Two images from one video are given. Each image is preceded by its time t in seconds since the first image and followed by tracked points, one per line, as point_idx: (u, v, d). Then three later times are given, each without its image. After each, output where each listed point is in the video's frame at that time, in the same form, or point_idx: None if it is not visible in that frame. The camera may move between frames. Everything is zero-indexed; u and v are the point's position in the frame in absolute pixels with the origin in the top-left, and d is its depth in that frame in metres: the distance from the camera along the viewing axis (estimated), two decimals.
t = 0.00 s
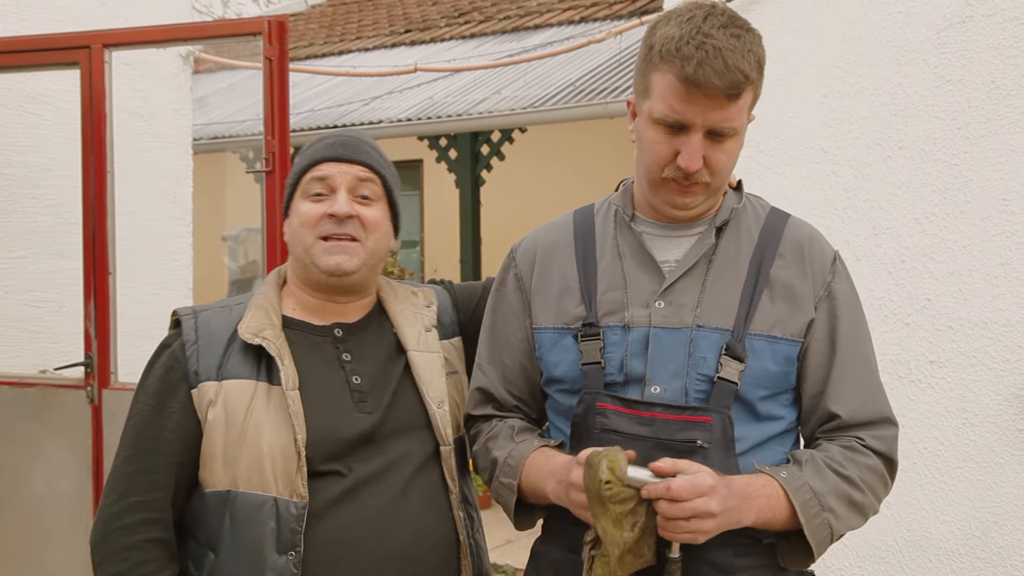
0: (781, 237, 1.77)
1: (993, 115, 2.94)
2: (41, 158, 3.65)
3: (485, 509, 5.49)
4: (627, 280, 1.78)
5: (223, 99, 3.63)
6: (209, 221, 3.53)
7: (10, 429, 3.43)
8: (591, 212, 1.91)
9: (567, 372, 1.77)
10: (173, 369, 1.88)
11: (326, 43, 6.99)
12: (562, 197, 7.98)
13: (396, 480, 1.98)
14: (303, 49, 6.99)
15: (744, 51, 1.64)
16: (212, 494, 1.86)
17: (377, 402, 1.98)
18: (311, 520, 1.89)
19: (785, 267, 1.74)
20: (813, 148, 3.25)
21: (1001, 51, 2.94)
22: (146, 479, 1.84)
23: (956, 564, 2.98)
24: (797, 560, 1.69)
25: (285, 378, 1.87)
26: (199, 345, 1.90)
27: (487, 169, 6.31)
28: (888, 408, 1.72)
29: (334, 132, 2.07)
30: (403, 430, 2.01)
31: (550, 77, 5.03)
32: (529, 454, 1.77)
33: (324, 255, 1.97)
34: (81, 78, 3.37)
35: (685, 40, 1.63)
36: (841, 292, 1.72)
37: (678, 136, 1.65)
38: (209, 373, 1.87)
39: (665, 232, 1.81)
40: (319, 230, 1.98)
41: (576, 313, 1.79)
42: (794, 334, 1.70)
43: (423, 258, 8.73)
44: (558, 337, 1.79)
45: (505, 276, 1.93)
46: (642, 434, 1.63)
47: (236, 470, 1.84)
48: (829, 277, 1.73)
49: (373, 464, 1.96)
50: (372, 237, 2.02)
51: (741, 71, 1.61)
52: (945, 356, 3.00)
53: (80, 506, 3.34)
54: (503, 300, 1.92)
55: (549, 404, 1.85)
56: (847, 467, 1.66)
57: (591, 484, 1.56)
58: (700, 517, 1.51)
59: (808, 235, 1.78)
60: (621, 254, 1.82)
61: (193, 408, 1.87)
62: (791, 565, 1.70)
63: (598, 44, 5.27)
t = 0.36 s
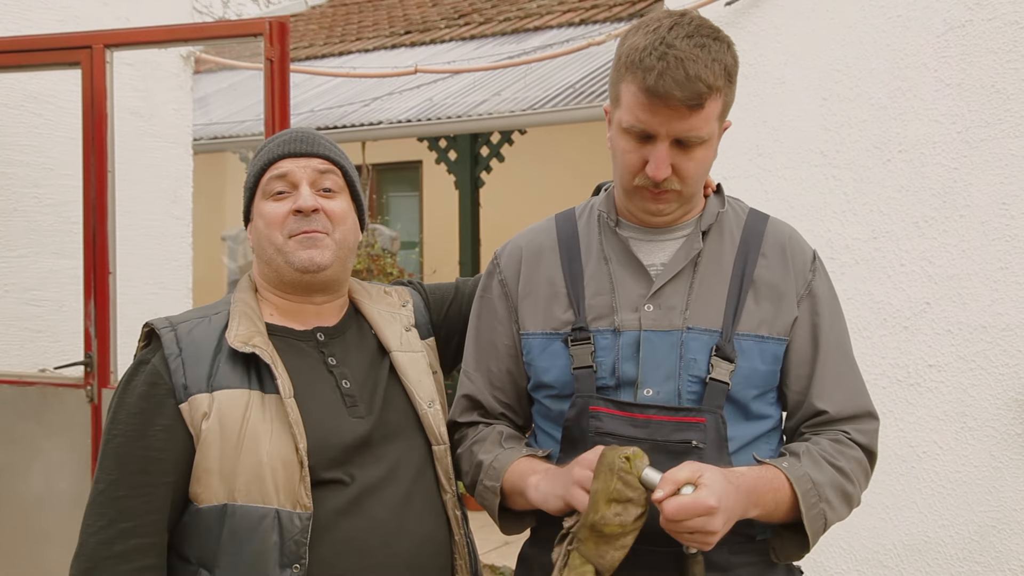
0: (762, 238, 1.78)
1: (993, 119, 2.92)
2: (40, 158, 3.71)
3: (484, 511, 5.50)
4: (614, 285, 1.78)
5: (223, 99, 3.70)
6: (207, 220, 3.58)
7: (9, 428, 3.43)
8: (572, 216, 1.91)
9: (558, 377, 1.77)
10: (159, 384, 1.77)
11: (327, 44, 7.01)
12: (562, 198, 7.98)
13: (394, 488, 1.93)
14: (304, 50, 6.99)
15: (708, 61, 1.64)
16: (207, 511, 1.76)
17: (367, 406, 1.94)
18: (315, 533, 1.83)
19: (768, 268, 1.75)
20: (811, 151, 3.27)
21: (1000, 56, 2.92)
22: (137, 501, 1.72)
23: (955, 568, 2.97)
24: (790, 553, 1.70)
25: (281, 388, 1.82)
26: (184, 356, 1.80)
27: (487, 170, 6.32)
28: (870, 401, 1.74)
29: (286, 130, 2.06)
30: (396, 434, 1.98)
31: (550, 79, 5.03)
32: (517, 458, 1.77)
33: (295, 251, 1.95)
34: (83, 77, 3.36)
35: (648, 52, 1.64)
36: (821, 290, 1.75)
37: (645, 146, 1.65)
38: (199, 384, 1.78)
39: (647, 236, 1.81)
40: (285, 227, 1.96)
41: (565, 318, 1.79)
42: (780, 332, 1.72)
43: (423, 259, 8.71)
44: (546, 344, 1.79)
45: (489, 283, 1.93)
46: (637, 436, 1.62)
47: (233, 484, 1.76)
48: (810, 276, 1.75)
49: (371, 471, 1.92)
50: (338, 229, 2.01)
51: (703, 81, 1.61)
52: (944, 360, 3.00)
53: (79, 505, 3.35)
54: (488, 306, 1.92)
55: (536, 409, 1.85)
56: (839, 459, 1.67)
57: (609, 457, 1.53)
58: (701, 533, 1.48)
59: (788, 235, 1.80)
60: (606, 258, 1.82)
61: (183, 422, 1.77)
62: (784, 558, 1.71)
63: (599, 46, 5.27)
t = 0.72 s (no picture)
0: (763, 240, 1.79)
1: (995, 121, 2.93)
2: (41, 161, 3.72)
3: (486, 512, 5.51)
4: (615, 287, 1.79)
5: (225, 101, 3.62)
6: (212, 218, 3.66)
7: (13, 429, 3.45)
8: (577, 216, 1.91)
9: (559, 377, 1.78)
10: (156, 398, 1.73)
11: (330, 46, 7.02)
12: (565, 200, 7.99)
13: (394, 502, 1.93)
14: (307, 52, 7.01)
15: (708, 62, 1.65)
16: (207, 527, 1.75)
17: (368, 418, 1.94)
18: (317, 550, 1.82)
19: (769, 270, 1.76)
20: (813, 153, 3.28)
21: (1003, 58, 2.92)
22: (132, 518, 1.69)
23: (956, 570, 2.97)
24: (783, 557, 1.70)
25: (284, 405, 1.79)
26: (182, 369, 1.77)
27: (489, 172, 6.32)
28: (865, 405, 1.74)
29: (282, 125, 2.02)
30: (395, 445, 1.97)
31: (553, 81, 5.04)
32: (518, 446, 1.78)
33: (292, 254, 1.93)
34: (87, 80, 3.36)
35: (648, 52, 1.65)
36: (821, 294, 1.75)
37: (645, 146, 1.66)
38: (198, 400, 1.75)
39: (650, 238, 1.81)
40: (282, 228, 1.94)
41: (566, 319, 1.80)
42: (779, 336, 1.72)
43: (425, 260, 8.72)
44: (548, 343, 1.80)
45: (492, 283, 1.94)
46: (636, 437, 1.63)
47: (234, 501, 1.74)
48: (810, 280, 1.76)
49: (372, 485, 1.91)
50: (337, 230, 1.99)
51: (702, 82, 1.62)
52: (946, 362, 3.00)
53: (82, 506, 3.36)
54: (490, 305, 1.93)
55: (536, 407, 1.86)
56: (828, 464, 1.67)
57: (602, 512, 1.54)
58: (708, 496, 1.51)
59: (789, 237, 1.80)
60: (609, 260, 1.82)
61: (182, 437, 1.74)
62: (778, 561, 1.71)
63: (601, 48, 5.28)
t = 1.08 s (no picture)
0: (769, 240, 1.79)
1: (992, 121, 2.94)
2: (40, 160, 3.73)
3: (485, 512, 5.51)
4: (619, 284, 1.79)
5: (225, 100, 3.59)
6: (212, 224, 3.65)
7: (11, 428, 3.45)
8: (583, 214, 1.92)
9: (561, 374, 1.79)
10: (151, 417, 1.71)
11: (329, 46, 7.03)
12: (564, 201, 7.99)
13: (393, 515, 1.94)
14: (306, 52, 7.02)
15: (719, 62, 1.65)
16: (202, 544, 1.73)
17: (368, 433, 1.93)
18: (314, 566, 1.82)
19: (773, 271, 1.76)
20: (812, 153, 3.28)
21: (1000, 59, 2.92)
22: (127, 534, 1.69)
23: (954, 570, 2.98)
24: (783, 560, 1.71)
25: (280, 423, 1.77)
26: (179, 388, 1.74)
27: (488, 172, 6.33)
28: (869, 408, 1.74)
29: (282, 135, 1.92)
30: (393, 460, 1.97)
31: (552, 81, 5.04)
32: (524, 445, 1.78)
33: (290, 281, 1.87)
34: (86, 79, 3.35)
35: (659, 52, 1.65)
36: (825, 296, 1.75)
37: (654, 146, 1.66)
38: (196, 419, 1.73)
39: (654, 237, 1.82)
40: (279, 252, 1.88)
41: (569, 316, 1.81)
42: (782, 337, 1.72)
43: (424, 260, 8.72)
44: (551, 340, 1.81)
45: (496, 278, 1.94)
46: (635, 435, 1.64)
47: (230, 521, 1.72)
48: (814, 282, 1.76)
49: (371, 499, 1.91)
50: (336, 253, 1.93)
51: (713, 82, 1.63)
52: (944, 362, 3.01)
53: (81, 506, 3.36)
54: (494, 301, 1.93)
55: (538, 404, 1.87)
56: (831, 468, 1.68)
57: (603, 491, 1.56)
58: (709, 514, 1.52)
59: (794, 239, 1.80)
60: (614, 258, 1.83)
61: (179, 456, 1.72)
62: (777, 563, 1.72)
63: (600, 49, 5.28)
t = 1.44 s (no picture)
0: (773, 239, 1.79)
1: (989, 120, 2.95)
2: (40, 161, 3.69)
3: (484, 511, 5.52)
4: (621, 282, 1.80)
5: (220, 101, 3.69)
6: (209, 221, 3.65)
7: (9, 429, 3.44)
8: (587, 213, 1.92)
9: (562, 371, 1.79)
10: (157, 398, 1.79)
11: (326, 45, 7.02)
12: (561, 200, 7.99)
13: (400, 485, 1.95)
14: (303, 51, 7.01)
15: (728, 60, 1.66)
16: (210, 516, 1.79)
17: (370, 408, 1.95)
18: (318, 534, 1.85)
19: (777, 269, 1.76)
20: (810, 152, 3.28)
21: (998, 57, 2.94)
22: (139, 511, 1.76)
23: (953, 567, 2.99)
24: (786, 558, 1.72)
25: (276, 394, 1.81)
26: (180, 369, 1.80)
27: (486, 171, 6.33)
28: (876, 408, 1.74)
29: (311, 147, 1.95)
30: (398, 434, 1.98)
31: (549, 80, 5.05)
32: (524, 454, 1.79)
33: (358, 275, 1.98)
34: (84, 80, 3.36)
35: (668, 50, 1.66)
36: (830, 294, 1.75)
37: (663, 144, 1.67)
38: (197, 395, 1.79)
39: (657, 235, 1.82)
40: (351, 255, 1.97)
41: (571, 313, 1.81)
42: (785, 334, 1.72)
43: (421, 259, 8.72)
44: (553, 337, 1.81)
45: (500, 277, 1.95)
46: (636, 433, 1.65)
47: (233, 490, 1.77)
48: (819, 280, 1.75)
49: (377, 469, 1.93)
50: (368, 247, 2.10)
51: (722, 80, 1.63)
52: (942, 360, 3.01)
53: (79, 506, 3.36)
54: (498, 301, 1.94)
55: (542, 402, 1.86)
56: (838, 465, 1.68)
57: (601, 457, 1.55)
58: (696, 516, 1.51)
59: (800, 237, 1.80)
60: (616, 255, 1.83)
61: (183, 432, 1.78)
62: (781, 562, 1.73)
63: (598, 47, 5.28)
